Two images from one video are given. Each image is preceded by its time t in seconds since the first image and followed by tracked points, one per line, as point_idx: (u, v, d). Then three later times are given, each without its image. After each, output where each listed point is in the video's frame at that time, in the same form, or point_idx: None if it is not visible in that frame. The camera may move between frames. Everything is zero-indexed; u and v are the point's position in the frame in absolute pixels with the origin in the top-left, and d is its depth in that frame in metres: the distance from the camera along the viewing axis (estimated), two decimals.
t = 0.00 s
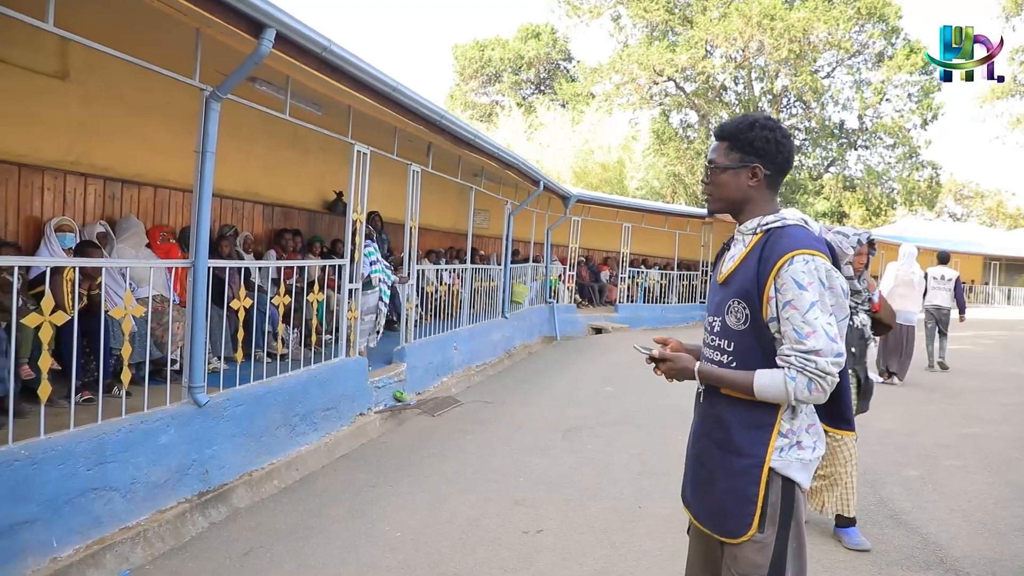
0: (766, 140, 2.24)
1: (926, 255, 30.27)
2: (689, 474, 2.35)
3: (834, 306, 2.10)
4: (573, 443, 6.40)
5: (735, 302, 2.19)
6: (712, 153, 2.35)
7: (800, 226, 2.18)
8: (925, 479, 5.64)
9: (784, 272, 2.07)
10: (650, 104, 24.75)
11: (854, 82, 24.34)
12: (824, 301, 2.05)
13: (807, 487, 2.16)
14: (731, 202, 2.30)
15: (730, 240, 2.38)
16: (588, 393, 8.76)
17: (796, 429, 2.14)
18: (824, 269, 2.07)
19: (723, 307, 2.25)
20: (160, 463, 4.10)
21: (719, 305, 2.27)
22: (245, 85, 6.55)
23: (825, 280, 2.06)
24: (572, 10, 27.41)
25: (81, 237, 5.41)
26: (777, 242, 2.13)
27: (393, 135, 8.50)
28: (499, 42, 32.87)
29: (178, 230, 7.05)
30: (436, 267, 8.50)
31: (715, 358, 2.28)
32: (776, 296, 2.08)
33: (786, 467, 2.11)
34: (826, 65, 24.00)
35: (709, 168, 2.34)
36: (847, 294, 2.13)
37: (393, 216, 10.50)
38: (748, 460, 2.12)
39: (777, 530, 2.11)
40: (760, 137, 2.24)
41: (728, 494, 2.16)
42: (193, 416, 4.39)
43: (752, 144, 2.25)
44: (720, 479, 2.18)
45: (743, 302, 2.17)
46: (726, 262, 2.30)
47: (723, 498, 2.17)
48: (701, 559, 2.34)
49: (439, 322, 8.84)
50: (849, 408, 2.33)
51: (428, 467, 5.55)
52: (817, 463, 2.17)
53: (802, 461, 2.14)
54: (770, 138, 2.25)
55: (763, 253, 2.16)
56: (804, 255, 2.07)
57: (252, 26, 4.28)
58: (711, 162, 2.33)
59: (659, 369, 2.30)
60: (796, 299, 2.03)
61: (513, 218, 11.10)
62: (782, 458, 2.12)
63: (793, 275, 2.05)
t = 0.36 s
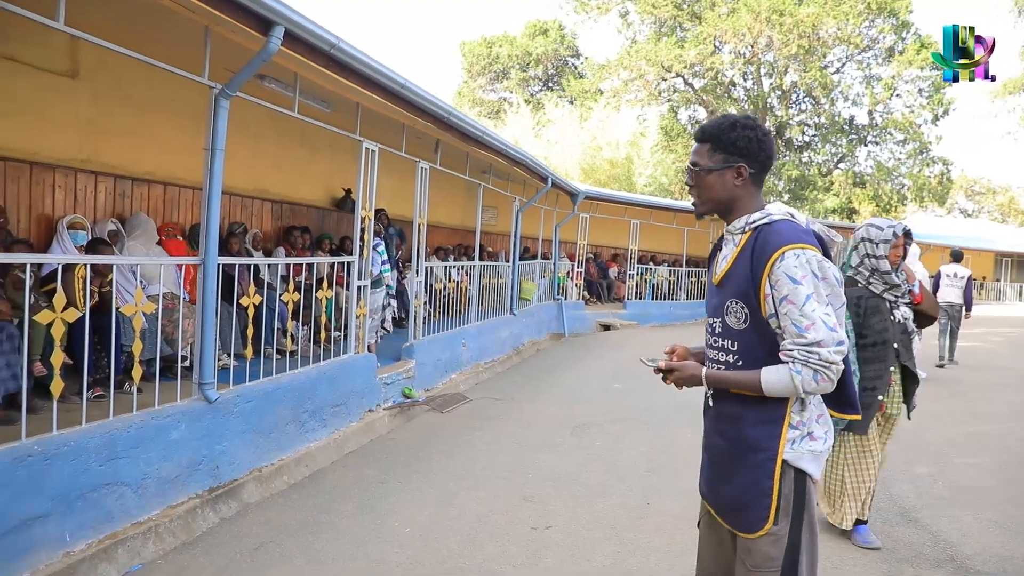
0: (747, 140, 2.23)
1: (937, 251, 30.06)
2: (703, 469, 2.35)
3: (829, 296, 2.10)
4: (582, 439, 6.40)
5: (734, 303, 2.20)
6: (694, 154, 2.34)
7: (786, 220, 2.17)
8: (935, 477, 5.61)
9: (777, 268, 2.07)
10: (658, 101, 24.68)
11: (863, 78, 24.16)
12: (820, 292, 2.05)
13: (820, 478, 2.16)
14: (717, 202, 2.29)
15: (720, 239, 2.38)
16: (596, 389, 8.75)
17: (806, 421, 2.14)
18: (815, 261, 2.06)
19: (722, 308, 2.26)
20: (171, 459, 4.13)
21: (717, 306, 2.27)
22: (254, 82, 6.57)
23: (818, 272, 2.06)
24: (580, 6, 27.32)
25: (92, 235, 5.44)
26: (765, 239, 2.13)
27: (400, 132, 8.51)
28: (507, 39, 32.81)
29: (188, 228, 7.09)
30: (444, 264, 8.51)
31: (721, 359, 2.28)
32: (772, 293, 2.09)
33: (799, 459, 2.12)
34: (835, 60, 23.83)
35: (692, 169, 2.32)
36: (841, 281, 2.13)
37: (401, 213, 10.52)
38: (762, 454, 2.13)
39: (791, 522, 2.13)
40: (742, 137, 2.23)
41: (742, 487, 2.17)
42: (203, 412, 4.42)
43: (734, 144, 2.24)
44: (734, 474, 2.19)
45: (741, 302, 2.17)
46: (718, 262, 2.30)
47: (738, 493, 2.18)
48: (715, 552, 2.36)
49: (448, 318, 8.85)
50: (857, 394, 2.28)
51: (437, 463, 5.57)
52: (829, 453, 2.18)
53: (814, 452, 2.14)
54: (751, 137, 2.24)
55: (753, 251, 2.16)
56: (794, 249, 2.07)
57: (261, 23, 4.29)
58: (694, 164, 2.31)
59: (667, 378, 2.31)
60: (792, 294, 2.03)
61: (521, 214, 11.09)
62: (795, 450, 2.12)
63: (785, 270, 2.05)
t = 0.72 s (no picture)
0: (740, 142, 2.26)
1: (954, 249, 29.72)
2: (718, 467, 2.35)
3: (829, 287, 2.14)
4: (594, 437, 6.39)
5: (738, 302, 2.22)
6: (685, 160, 2.34)
7: (780, 217, 2.21)
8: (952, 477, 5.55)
9: (777, 264, 2.11)
10: (672, 98, 24.55)
11: (880, 74, 23.92)
12: (820, 284, 2.09)
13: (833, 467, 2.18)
14: (713, 206, 2.29)
15: (716, 242, 2.41)
16: (610, 387, 8.72)
17: (819, 411, 2.16)
18: (813, 254, 2.10)
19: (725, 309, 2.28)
20: (186, 454, 4.16)
21: (720, 307, 2.29)
22: (269, 80, 6.60)
23: (816, 265, 2.10)
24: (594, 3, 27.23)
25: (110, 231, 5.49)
26: (762, 238, 2.17)
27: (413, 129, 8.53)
28: (520, 36, 32.76)
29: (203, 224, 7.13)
30: (458, 261, 8.51)
31: (729, 359, 2.30)
32: (775, 289, 2.12)
33: (814, 449, 2.13)
34: (851, 56, 23.60)
35: (685, 175, 2.32)
36: (839, 272, 2.17)
37: (415, 210, 10.54)
38: (778, 445, 2.14)
39: (807, 513, 2.13)
40: (735, 141, 2.26)
41: (760, 481, 2.17)
42: (218, 407, 4.45)
43: (728, 148, 2.25)
44: (751, 468, 2.19)
45: (745, 301, 2.20)
46: (716, 265, 2.32)
47: (755, 486, 2.18)
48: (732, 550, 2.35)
49: (461, 315, 8.86)
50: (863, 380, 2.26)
51: (451, 459, 5.59)
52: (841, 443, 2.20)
53: (828, 441, 2.16)
54: (743, 139, 2.26)
55: (751, 249, 2.19)
56: (792, 244, 2.11)
57: (277, 21, 4.31)
58: (688, 170, 2.31)
59: (678, 382, 2.29)
60: (795, 287, 2.07)
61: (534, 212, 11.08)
62: (810, 440, 2.14)
63: (785, 266, 2.09)
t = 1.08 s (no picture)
0: (766, 140, 2.23)
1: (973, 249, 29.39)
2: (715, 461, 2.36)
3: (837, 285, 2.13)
4: (610, 436, 6.38)
5: (748, 293, 2.22)
6: (709, 153, 2.32)
7: (797, 214, 2.20)
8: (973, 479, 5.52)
9: (789, 257, 2.11)
10: (688, 96, 24.42)
11: (898, 71, 23.67)
12: (830, 280, 2.09)
13: (829, 466, 2.18)
14: (735, 201, 2.28)
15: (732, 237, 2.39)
16: (625, 386, 8.71)
17: (818, 408, 2.16)
18: (825, 250, 2.10)
19: (735, 300, 2.27)
20: (204, 451, 4.19)
21: (730, 299, 2.29)
22: (286, 79, 6.64)
23: (828, 261, 2.10)
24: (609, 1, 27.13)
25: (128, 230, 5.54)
26: (777, 232, 2.17)
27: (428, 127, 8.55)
28: (535, 35, 32.71)
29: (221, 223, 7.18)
30: (473, 260, 8.53)
31: (734, 350, 2.29)
32: (784, 281, 2.12)
33: (810, 446, 2.13)
34: (869, 53, 23.36)
35: (709, 169, 2.30)
36: (850, 272, 2.17)
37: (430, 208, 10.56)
38: (774, 440, 2.14)
39: (801, 510, 2.13)
40: (761, 138, 2.23)
41: (755, 475, 2.18)
42: (236, 405, 4.48)
43: (754, 145, 2.23)
44: (748, 462, 2.20)
45: (755, 292, 2.20)
46: (730, 258, 2.32)
47: (751, 480, 2.19)
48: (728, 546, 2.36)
49: (476, 314, 8.87)
50: (864, 384, 2.27)
51: (466, 458, 5.60)
52: (839, 442, 2.20)
53: (825, 440, 2.16)
54: (769, 137, 2.24)
55: (766, 242, 2.19)
56: (806, 239, 2.11)
57: (294, 21, 4.33)
58: (713, 165, 2.28)
59: (680, 367, 2.33)
60: (803, 280, 2.07)
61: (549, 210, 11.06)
62: (807, 437, 2.14)
63: (797, 259, 2.09)
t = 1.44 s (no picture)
0: (792, 139, 2.21)
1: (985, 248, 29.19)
2: (708, 457, 2.35)
3: (842, 287, 2.11)
4: (619, 435, 6.37)
5: (752, 288, 2.21)
6: (734, 147, 2.31)
7: (811, 214, 2.18)
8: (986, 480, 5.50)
9: (794, 254, 2.09)
10: (697, 95, 24.34)
11: (909, 69, 23.50)
12: (834, 281, 2.07)
13: (823, 467, 2.17)
14: (754, 198, 2.26)
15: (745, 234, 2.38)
16: (634, 385, 8.69)
17: (813, 409, 2.15)
18: (833, 251, 2.08)
19: (741, 295, 2.27)
20: (214, 450, 4.20)
21: (735, 293, 2.28)
22: (295, 79, 6.65)
23: (834, 262, 2.08)
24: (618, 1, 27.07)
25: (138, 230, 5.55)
26: (787, 229, 2.15)
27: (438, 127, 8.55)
28: (545, 34, 32.67)
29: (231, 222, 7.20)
30: (482, 260, 8.53)
31: (735, 344, 2.28)
32: (788, 278, 2.10)
33: (803, 445, 2.12)
34: (880, 51, 23.20)
35: (732, 163, 2.29)
36: (858, 276, 2.14)
37: (440, 208, 10.56)
38: (768, 438, 2.13)
39: (794, 509, 2.12)
40: (787, 136, 2.21)
41: (747, 474, 2.17)
42: (246, 404, 4.49)
43: (779, 142, 2.21)
44: (739, 459, 2.19)
45: (759, 287, 2.19)
46: (741, 253, 2.31)
47: (742, 478, 2.18)
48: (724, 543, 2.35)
49: (485, 313, 8.86)
50: (863, 391, 2.24)
51: (475, 457, 5.60)
52: (833, 443, 2.18)
53: (819, 440, 2.15)
54: (796, 136, 2.22)
55: (774, 238, 2.18)
56: (814, 237, 2.09)
57: (304, 21, 4.34)
58: (735, 159, 2.27)
59: (680, 355, 2.31)
60: (807, 278, 2.05)
61: (559, 210, 11.05)
62: (800, 436, 2.13)
63: (802, 256, 2.07)
